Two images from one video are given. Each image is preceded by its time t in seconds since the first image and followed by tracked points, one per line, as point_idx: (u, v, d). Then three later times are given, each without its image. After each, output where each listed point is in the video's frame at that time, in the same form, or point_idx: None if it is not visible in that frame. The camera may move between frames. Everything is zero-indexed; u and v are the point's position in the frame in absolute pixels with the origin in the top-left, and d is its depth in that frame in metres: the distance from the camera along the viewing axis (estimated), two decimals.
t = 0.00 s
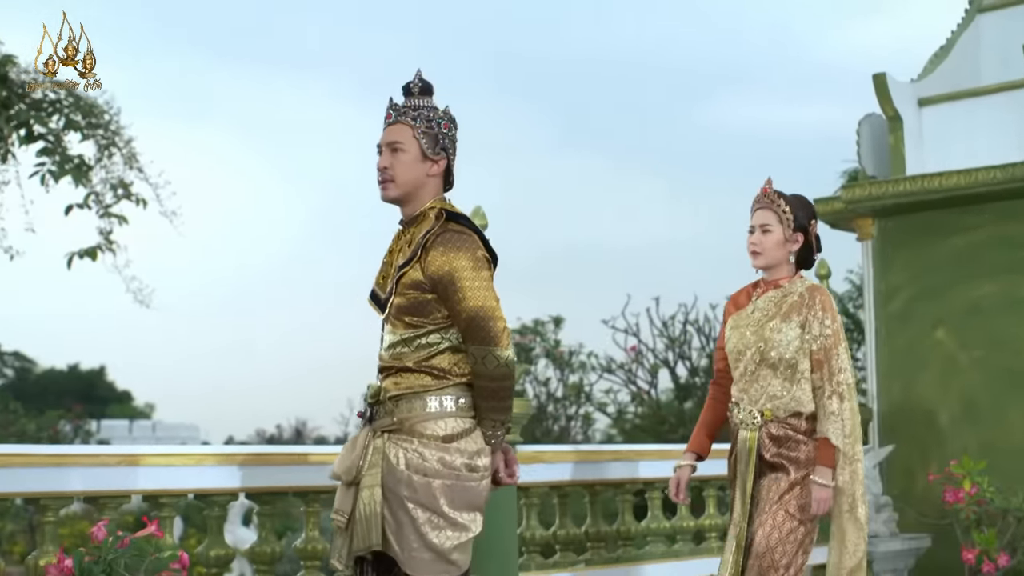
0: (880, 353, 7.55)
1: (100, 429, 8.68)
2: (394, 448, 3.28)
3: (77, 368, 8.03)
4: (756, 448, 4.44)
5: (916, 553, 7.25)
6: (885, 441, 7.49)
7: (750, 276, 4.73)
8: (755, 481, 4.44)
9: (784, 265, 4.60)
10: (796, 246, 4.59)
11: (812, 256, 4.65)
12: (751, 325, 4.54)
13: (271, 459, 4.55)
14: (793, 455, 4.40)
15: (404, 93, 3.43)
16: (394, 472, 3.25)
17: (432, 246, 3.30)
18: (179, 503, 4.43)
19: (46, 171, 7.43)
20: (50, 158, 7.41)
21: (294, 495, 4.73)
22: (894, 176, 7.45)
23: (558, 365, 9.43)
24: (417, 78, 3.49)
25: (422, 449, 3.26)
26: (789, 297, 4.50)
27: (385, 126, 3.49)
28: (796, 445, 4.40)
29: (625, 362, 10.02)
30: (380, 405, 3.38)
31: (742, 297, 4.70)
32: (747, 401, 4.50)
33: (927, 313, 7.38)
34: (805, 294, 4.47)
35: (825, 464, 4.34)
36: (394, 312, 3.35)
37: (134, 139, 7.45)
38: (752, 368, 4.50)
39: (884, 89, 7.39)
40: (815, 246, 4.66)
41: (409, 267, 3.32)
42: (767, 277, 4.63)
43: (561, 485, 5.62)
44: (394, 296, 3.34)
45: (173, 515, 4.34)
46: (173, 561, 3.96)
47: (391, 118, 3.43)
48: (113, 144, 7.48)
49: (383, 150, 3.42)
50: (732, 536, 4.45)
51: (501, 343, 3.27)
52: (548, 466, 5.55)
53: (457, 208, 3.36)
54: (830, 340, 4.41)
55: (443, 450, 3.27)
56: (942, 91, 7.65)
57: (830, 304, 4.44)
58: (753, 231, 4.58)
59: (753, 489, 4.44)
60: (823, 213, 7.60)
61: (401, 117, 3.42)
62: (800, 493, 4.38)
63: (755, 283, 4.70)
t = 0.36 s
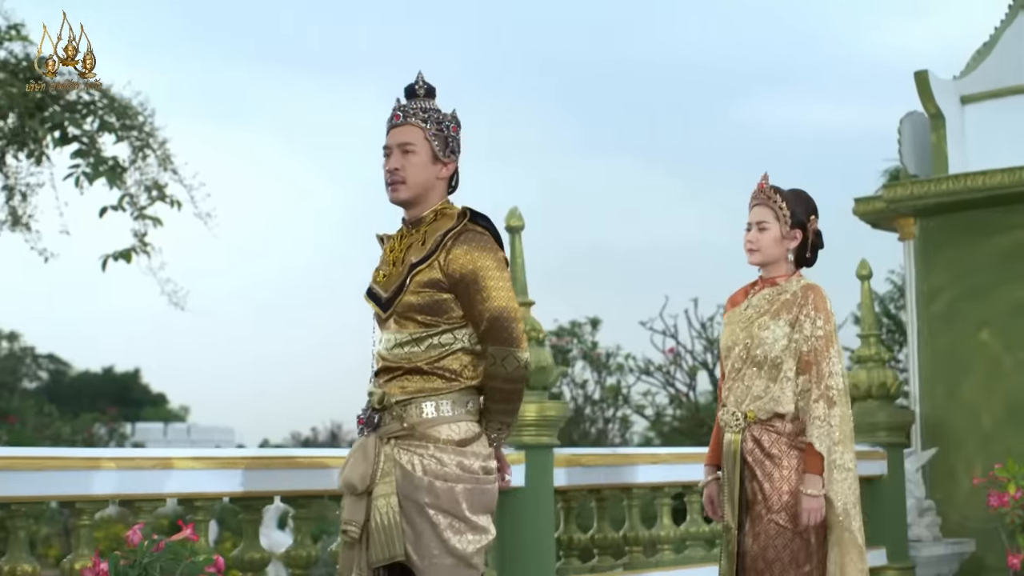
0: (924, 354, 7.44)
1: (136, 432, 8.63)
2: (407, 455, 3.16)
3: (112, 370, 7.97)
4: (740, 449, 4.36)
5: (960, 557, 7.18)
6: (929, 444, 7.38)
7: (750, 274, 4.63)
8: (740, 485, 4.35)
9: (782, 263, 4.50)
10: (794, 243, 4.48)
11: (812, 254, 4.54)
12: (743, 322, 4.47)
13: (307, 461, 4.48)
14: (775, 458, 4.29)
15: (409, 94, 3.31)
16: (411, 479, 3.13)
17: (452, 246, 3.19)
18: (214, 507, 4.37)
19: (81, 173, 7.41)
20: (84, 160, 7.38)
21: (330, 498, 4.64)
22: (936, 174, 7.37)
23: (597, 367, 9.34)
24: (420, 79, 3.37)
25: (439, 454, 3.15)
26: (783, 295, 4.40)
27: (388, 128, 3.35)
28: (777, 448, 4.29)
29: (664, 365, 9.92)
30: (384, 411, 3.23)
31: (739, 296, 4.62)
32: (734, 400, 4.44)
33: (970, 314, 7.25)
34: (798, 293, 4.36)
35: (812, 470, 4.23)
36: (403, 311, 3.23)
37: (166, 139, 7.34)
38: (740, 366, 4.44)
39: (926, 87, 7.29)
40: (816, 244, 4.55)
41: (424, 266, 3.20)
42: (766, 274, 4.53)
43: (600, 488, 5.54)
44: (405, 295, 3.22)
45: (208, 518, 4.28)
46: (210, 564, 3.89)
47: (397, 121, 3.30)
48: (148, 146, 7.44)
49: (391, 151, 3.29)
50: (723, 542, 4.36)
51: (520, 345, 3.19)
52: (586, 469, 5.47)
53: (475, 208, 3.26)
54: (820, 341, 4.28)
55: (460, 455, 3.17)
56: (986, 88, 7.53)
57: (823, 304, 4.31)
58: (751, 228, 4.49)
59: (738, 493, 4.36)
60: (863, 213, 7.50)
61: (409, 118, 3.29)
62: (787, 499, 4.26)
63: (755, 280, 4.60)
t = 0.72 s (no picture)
0: (955, 354, 7.36)
1: (163, 432, 8.63)
2: (404, 453, 3.13)
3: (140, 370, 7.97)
4: (731, 451, 4.14)
5: (992, 559, 7.10)
6: (960, 444, 7.29)
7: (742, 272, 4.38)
8: (731, 489, 4.14)
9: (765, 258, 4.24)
10: (777, 237, 4.22)
11: (801, 249, 4.27)
12: (730, 324, 4.22)
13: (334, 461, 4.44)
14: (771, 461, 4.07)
15: (398, 95, 3.30)
16: (412, 477, 3.11)
17: (457, 243, 3.22)
18: (241, 507, 4.34)
19: (109, 174, 7.40)
20: (112, 160, 7.38)
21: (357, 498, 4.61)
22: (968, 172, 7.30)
23: (625, 367, 9.28)
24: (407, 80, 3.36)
25: (437, 452, 3.16)
26: (767, 293, 4.14)
27: (375, 126, 3.34)
28: (769, 448, 4.07)
29: (693, 364, 9.86)
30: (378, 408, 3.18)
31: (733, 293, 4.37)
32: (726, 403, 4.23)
33: (1003, 313, 7.18)
34: (780, 290, 4.11)
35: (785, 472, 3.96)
36: (397, 305, 3.20)
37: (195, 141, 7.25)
38: (728, 370, 4.19)
39: (958, 83, 7.23)
40: (806, 240, 4.28)
41: (427, 261, 3.20)
42: (751, 271, 4.27)
43: (628, 488, 5.49)
44: (401, 288, 3.20)
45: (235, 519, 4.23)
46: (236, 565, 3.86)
47: (387, 120, 3.29)
48: (175, 146, 7.44)
49: (383, 149, 3.28)
50: (706, 546, 4.16)
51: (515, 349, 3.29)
52: (614, 469, 5.42)
53: (479, 209, 3.28)
54: (798, 339, 4.03)
55: (457, 454, 3.19)
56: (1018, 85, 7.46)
57: (802, 301, 4.06)
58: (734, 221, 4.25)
59: (729, 498, 4.14)
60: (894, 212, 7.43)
61: (400, 118, 3.28)
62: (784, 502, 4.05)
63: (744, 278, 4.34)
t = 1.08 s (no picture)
0: (979, 354, 7.24)
1: (177, 435, 8.55)
2: (409, 450, 3.12)
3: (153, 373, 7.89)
4: (719, 455, 4.13)
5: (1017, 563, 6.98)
6: (986, 447, 7.16)
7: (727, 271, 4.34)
8: (718, 493, 4.13)
9: (753, 258, 4.21)
10: (764, 238, 4.19)
11: (790, 249, 4.24)
12: (718, 325, 4.19)
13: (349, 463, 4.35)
14: (759, 465, 4.08)
15: (373, 96, 3.33)
16: (418, 473, 3.11)
17: (446, 242, 3.22)
18: (256, 511, 4.24)
19: (122, 173, 7.32)
20: (125, 159, 7.29)
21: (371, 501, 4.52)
22: (992, 169, 7.16)
23: (646, 369, 9.15)
24: (381, 83, 3.38)
25: (440, 449, 3.16)
26: (759, 295, 4.11)
27: (350, 127, 3.35)
28: (761, 453, 4.07)
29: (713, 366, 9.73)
30: (379, 408, 3.16)
31: (715, 293, 4.34)
32: (711, 401, 4.19)
33: None
34: (774, 292, 4.09)
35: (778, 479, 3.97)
36: (389, 306, 3.18)
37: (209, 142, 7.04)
38: (716, 372, 4.15)
39: (982, 79, 7.10)
40: (794, 240, 4.25)
41: (418, 260, 3.19)
42: (739, 271, 4.25)
43: (648, 491, 5.39)
44: (392, 288, 3.18)
45: (249, 522, 4.14)
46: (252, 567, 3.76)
47: (365, 120, 3.30)
48: (189, 145, 7.36)
49: (361, 148, 3.28)
50: (692, 550, 4.16)
51: (501, 344, 3.32)
52: (632, 472, 5.32)
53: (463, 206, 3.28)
54: (794, 342, 4.02)
55: (457, 451, 3.20)
56: None
57: (798, 302, 4.05)
58: (719, 221, 4.22)
59: (715, 502, 4.13)
60: (917, 211, 7.33)
61: (380, 117, 3.30)
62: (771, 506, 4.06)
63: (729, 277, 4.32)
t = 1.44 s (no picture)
0: (1002, 355, 7.13)
1: (189, 436, 8.49)
2: (404, 453, 3.05)
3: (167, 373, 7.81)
4: (690, 454, 4.00)
5: None
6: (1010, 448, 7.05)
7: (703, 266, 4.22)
8: (692, 491, 4.01)
9: (727, 256, 4.08)
10: (738, 235, 4.05)
11: (765, 247, 4.10)
12: (693, 322, 4.06)
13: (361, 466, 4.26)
14: (730, 465, 3.96)
15: (367, 95, 3.23)
16: (412, 477, 3.03)
17: (442, 238, 3.13)
18: (269, 514, 4.13)
19: (134, 172, 7.24)
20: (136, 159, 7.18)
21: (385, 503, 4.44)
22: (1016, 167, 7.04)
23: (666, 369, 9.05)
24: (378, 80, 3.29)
25: (437, 452, 3.09)
26: (736, 293, 4.00)
27: (347, 126, 3.27)
28: (735, 453, 3.95)
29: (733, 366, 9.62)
30: (376, 409, 3.09)
31: (689, 288, 4.20)
32: (683, 401, 4.06)
33: None
34: (753, 291, 3.97)
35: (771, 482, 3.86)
36: (384, 305, 3.11)
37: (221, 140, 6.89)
38: (690, 369, 4.04)
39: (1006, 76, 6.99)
40: (770, 238, 4.11)
41: (412, 258, 3.11)
42: (714, 268, 4.12)
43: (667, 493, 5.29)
44: (386, 287, 3.11)
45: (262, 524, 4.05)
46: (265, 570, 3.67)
47: (358, 117, 3.22)
48: (202, 143, 7.28)
49: (355, 147, 3.20)
50: (674, 552, 4.02)
51: (504, 342, 3.21)
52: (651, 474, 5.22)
53: (459, 201, 3.21)
54: (777, 342, 3.91)
55: (455, 453, 3.12)
56: None
57: (779, 302, 3.94)
58: (693, 215, 4.09)
59: (689, 501, 4.01)
60: (940, 209, 7.23)
61: (373, 113, 3.21)
62: (742, 507, 3.93)
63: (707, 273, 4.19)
